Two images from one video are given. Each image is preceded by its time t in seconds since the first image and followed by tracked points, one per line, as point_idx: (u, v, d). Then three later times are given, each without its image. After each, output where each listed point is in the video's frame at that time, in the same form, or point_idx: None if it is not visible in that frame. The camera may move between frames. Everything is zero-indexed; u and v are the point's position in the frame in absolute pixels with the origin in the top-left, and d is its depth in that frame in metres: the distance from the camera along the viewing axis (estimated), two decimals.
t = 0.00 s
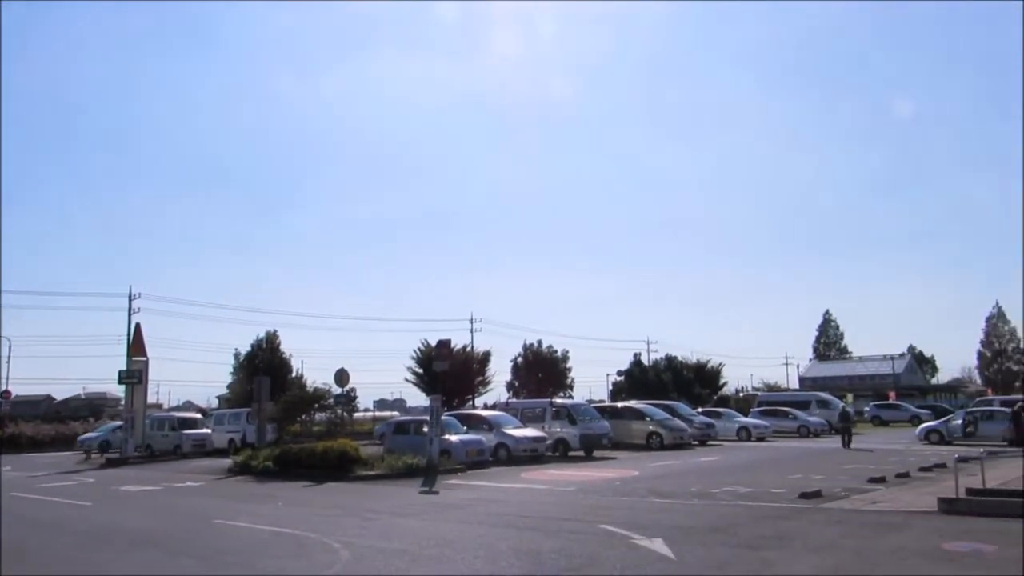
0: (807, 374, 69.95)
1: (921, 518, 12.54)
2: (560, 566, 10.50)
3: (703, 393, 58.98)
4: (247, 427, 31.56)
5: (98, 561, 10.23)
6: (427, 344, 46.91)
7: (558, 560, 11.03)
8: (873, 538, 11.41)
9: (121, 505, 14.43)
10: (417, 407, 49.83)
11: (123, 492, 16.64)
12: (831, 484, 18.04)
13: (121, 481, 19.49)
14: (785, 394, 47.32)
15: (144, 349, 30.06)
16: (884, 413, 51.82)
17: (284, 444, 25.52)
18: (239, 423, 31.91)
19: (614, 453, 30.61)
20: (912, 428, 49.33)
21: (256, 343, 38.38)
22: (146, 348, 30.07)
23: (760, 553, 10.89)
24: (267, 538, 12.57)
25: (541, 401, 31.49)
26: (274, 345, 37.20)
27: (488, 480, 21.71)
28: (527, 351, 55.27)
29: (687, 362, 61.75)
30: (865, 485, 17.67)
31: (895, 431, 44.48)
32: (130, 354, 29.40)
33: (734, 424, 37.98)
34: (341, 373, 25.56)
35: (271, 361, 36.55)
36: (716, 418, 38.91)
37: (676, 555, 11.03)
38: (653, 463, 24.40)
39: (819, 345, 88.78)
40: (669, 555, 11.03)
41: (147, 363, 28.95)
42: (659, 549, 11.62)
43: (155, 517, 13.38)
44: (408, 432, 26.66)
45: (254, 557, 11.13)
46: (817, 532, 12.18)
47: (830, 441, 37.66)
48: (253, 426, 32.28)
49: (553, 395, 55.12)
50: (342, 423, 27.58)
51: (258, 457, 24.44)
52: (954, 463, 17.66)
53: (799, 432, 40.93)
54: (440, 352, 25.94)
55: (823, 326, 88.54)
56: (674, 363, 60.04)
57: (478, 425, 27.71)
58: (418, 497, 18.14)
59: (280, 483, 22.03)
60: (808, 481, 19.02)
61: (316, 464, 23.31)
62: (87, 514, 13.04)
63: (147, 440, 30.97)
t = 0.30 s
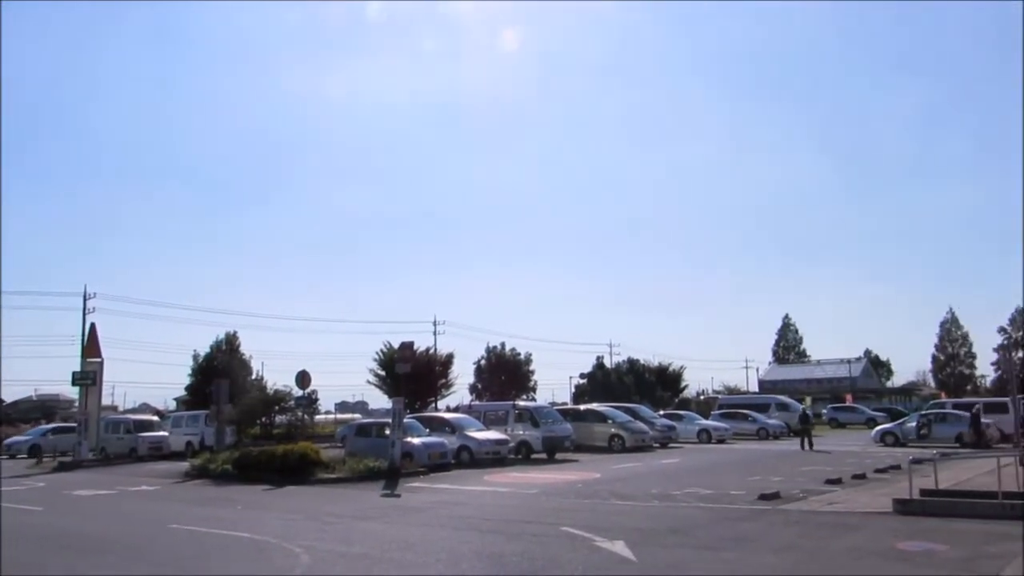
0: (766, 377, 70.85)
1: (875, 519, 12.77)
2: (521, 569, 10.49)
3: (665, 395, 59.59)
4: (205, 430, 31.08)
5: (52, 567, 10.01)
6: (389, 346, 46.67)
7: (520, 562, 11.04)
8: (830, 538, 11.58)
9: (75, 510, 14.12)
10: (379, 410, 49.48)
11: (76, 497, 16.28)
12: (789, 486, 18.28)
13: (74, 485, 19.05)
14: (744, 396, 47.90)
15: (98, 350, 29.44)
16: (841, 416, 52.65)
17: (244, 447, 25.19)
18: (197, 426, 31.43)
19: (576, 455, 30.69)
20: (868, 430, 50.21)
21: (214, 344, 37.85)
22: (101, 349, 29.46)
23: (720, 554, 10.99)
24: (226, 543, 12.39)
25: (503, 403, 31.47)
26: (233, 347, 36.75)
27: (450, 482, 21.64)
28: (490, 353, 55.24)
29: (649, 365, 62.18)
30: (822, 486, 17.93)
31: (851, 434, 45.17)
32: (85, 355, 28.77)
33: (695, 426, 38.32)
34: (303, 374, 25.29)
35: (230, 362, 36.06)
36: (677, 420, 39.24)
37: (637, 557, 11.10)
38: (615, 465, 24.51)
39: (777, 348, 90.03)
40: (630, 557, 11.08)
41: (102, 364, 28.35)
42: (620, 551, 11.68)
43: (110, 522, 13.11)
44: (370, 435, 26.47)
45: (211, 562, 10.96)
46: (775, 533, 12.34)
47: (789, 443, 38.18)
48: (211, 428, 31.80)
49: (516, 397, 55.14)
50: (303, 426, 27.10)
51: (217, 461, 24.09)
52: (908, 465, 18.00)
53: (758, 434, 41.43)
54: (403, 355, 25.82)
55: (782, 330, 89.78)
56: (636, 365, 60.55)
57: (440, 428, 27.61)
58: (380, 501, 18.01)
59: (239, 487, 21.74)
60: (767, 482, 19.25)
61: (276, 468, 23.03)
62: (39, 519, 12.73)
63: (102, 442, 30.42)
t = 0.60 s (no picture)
0: (722, 383, 71.68)
1: (827, 524, 13.01)
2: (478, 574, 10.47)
3: (623, 401, 60.17)
4: (158, 433, 30.49)
5: None
6: (348, 350, 46.27)
7: (479, 567, 11.01)
8: (784, 542, 11.75)
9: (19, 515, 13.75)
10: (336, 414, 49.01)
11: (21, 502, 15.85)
12: (744, 491, 18.50)
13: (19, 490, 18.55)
14: (701, 402, 48.40)
15: (46, 351, 28.70)
16: (795, 421, 53.45)
17: (197, 451, 24.75)
18: (149, 429, 30.82)
19: (535, 460, 30.72)
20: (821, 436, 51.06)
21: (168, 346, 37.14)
22: (49, 351, 28.72)
23: (676, 558, 11.07)
24: (177, 549, 12.17)
25: (462, 408, 31.38)
26: (188, 349, 36.07)
27: (408, 487, 21.52)
28: (450, 358, 55.15)
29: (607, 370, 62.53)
30: (776, 491, 18.20)
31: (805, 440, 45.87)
32: (32, 356, 28.02)
33: (652, 432, 38.61)
34: (258, 377, 24.96)
35: (184, 365, 35.42)
36: (634, 425, 39.49)
37: (593, 561, 11.16)
38: (573, 470, 24.59)
39: (733, 354, 91.25)
40: (586, 562, 11.13)
41: (50, 366, 27.65)
42: (578, 555, 11.71)
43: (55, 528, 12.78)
44: (327, 439, 26.19)
45: (162, 568, 10.75)
46: (730, 538, 12.47)
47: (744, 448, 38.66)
48: (164, 432, 31.21)
49: (475, 402, 55.05)
50: (258, 429, 26.75)
51: (170, 465, 23.63)
52: (859, 470, 18.33)
53: (714, 439, 41.89)
54: (361, 358, 25.62)
55: (738, 336, 91.01)
56: (595, 370, 60.99)
57: (399, 432, 27.44)
58: (336, 506, 17.82)
59: (192, 491, 21.35)
60: (723, 487, 19.47)
61: (230, 473, 22.66)
62: None
63: (49, 447, 29.64)
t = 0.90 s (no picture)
0: (684, 388, 72.31)
1: (786, 527, 13.17)
2: None
3: (586, 405, 60.45)
4: (113, 438, 29.93)
5: None
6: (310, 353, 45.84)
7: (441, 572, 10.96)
8: (744, 546, 11.87)
9: None
10: (297, 418, 48.50)
11: None
12: (705, 495, 18.66)
13: None
14: (663, 407, 48.75)
15: None
16: (755, 426, 54.07)
17: (154, 456, 24.34)
18: (105, 434, 30.26)
19: (498, 464, 30.71)
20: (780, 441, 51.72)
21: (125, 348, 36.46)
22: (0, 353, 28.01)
23: (638, 562, 11.13)
24: (133, 555, 11.94)
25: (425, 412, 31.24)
26: (146, 352, 35.44)
27: (370, 492, 21.37)
28: (413, 362, 54.92)
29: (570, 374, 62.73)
30: (736, 495, 18.39)
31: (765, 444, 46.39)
32: None
33: (615, 436, 38.80)
34: (218, 381, 24.64)
35: (142, 368, 34.80)
36: (597, 429, 39.65)
37: (556, 566, 11.18)
38: (536, 474, 24.62)
39: (695, 359, 92.12)
40: (549, 567, 11.14)
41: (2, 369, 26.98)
42: (540, 560, 11.71)
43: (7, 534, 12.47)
44: (288, 443, 25.92)
45: None
46: (692, 541, 12.58)
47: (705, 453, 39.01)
48: (120, 436, 30.63)
49: (439, 406, 54.87)
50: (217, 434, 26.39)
51: (125, 470, 23.19)
52: (817, 474, 18.60)
53: (676, 444, 42.22)
54: (323, 362, 25.41)
55: (700, 341, 91.94)
56: (558, 375, 61.17)
57: (361, 436, 27.25)
58: (297, 511, 17.63)
59: (150, 497, 20.99)
60: (685, 491, 19.62)
61: (188, 477, 22.32)
62: None
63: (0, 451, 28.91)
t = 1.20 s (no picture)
0: (649, 392, 72.72)
1: (748, 531, 13.32)
2: None
3: (552, 409, 60.55)
4: (71, 440, 29.35)
5: None
6: (274, 354, 45.35)
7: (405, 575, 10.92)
8: (707, 549, 11.96)
9: None
10: (260, 420, 47.95)
11: None
12: (669, 498, 18.79)
13: None
14: (629, 410, 48.96)
15: None
16: (719, 430, 54.55)
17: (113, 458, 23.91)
18: (62, 436, 29.64)
19: (463, 467, 30.64)
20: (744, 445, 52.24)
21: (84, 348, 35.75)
22: None
23: (602, 565, 11.18)
24: (90, 559, 11.72)
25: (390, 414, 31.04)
26: (105, 352, 34.79)
27: (334, 495, 21.20)
28: (379, 364, 54.56)
29: (537, 377, 62.83)
30: (700, 498, 18.56)
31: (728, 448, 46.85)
32: None
33: (580, 439, 38.90)
34: (180, 383, 24.31)
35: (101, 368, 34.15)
36: (563, 432, 39.73)
37: (520, 568, 11.19)
38: (501, 477, 24.61)
39: (661, 363, 92.74)
40: (513, 569, 11.14)
41: None
42: (505, 562, 11.72)
43: None
44: (251, 446, 25.62)
45: None
46: (655, 544, 12.66)
47: (670, 456, 39.29)
48: (78, 438, 30.03)
49: (404, 408, 54.60)
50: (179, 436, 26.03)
51: (83, 473, 22.74)
52: (779, 478, 18.81)
53: (641, 447, 42.44)
54: (288, 363, 25.15)
55: (666, 345, 92.64)
56: (524, 378, 61.19)
57: (326, 438, 27.02)
58: (260, 514, 17.44)
59: (108, 500, 20.61)
60: (649, 494, 19.72)
61: (148, 480, 21.98)
62: None
63: None
